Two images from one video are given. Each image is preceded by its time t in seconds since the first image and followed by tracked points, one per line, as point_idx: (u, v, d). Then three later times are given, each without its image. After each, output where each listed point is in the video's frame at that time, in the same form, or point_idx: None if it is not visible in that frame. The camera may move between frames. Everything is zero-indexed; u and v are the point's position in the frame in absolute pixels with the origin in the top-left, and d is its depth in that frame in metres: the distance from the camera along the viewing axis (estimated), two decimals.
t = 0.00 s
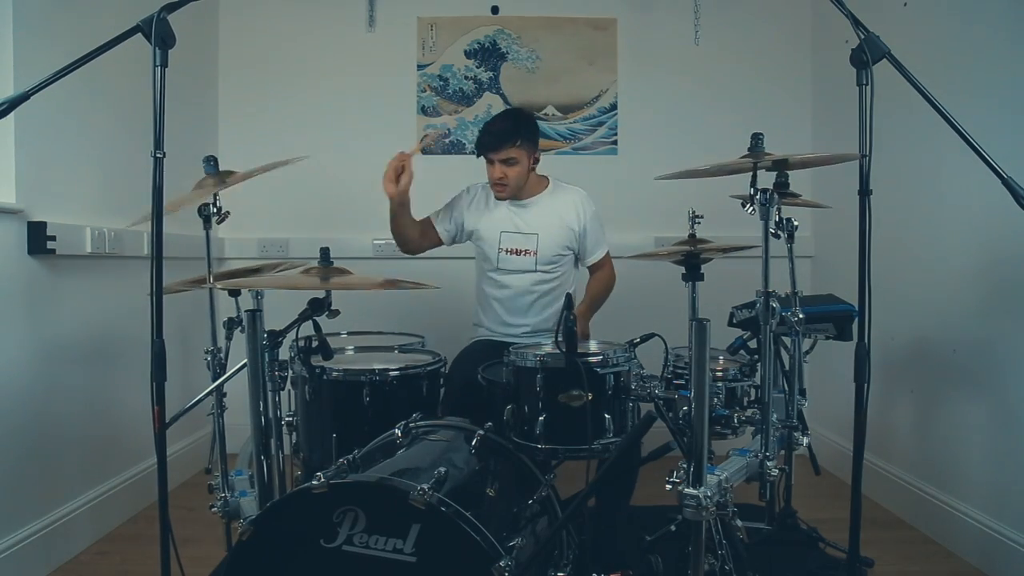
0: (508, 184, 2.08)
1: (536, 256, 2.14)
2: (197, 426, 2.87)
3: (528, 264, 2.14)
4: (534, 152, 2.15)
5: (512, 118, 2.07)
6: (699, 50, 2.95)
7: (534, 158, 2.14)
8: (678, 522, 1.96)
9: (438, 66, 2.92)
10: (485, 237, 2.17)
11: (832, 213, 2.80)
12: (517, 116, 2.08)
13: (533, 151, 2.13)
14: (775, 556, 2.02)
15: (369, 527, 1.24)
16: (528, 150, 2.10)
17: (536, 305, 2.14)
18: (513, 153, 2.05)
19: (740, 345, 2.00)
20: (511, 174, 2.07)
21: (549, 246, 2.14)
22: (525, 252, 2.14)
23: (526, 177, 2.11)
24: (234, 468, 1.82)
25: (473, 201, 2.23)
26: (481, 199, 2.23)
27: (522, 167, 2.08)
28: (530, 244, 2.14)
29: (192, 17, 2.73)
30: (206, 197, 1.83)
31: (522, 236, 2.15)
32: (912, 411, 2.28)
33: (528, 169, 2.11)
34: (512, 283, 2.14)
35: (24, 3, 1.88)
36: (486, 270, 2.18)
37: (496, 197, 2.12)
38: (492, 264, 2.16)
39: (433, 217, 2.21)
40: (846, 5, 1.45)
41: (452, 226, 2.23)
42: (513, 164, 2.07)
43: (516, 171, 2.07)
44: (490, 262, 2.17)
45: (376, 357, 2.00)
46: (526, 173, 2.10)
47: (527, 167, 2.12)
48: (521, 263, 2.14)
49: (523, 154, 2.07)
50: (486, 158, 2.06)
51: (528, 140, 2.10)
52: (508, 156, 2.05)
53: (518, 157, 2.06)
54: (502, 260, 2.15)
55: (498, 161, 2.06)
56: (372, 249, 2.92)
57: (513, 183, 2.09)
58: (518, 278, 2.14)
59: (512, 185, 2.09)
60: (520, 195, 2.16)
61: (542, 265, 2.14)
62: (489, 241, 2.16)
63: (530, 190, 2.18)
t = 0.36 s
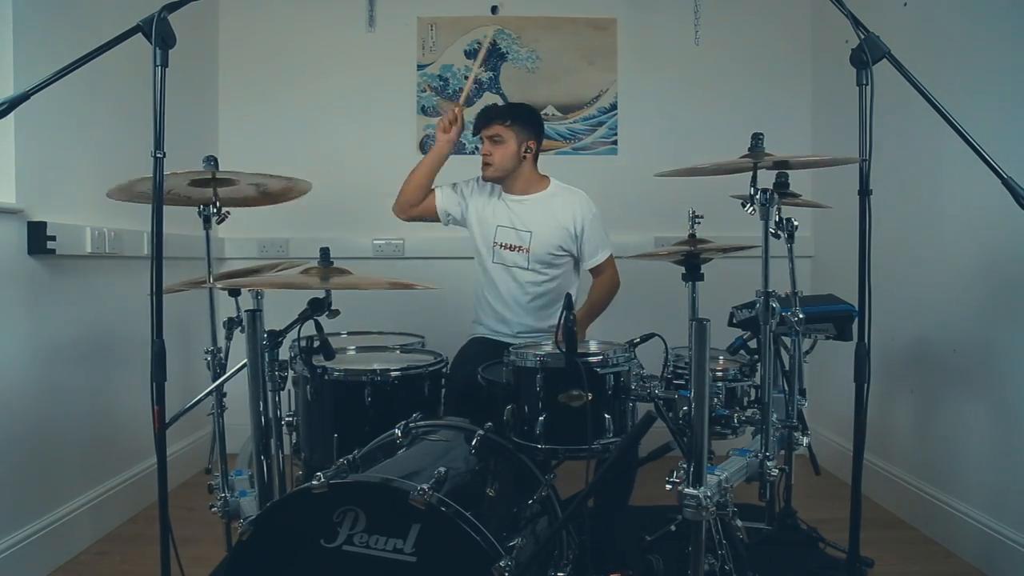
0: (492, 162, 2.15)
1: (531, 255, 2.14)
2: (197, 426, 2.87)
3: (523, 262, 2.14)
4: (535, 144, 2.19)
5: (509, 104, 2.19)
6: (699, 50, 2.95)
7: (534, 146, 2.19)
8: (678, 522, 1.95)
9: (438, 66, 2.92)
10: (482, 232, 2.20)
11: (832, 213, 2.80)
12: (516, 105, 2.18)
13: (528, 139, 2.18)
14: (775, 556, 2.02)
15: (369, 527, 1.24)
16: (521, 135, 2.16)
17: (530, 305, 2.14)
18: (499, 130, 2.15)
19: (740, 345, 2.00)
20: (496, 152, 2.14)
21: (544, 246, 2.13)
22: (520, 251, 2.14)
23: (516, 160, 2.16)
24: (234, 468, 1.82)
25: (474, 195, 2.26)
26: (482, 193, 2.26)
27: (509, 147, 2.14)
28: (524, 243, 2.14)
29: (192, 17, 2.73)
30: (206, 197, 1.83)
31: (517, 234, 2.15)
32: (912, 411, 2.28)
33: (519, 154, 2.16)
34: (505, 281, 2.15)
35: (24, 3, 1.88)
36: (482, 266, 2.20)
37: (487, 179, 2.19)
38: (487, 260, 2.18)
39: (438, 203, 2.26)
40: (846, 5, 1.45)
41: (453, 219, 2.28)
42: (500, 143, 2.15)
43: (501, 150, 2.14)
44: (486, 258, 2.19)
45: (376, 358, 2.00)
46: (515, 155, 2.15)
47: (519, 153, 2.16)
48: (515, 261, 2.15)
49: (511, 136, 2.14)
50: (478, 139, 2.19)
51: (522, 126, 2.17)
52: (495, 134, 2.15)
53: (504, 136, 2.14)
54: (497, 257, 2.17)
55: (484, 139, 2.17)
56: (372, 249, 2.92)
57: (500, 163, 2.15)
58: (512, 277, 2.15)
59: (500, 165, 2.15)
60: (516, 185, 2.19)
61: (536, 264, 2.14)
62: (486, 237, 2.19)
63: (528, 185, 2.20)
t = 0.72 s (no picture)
0: (486, 165, 2.15)
1: (532, 253, 2.14)
2: (197, 426, 2.88)
3: (523, 258, 2.15)
4: (530, 143, 2.18)
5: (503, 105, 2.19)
6: (699, 50, 2.95)
7: (529, 145, 2.18)
8: (679, 522, 1.95)
9: (438, 66, 2.92)
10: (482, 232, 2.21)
11: (832, 213, 2.80)
12: (508, 105, 2.17)
13: (522, 138, 2.17)
14: (775, 556, 2.02)
15: (369, 527, 1.24)
16: (513, 135, 2.15)
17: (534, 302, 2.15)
18: (490, 131, 2.15)
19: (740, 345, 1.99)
20: (488, 153, 2.15)
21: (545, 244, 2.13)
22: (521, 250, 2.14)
23: (509, 160, 2.16)
24: (234, 468, 1.82)
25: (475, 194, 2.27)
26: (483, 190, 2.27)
27: (501, 148, 2.14)
28: (524, 240, 2.14)
29: (192, 17, 2.73)
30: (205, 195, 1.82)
31: (516, 231, 2.15)
32: (912, 411, 2.28)
33: (513, 155, 2.16)
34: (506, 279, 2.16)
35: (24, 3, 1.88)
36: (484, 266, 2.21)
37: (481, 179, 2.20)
38: (489, 260, 2.19)
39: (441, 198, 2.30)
40: (846, 5, 1.45)
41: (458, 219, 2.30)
42: (491, 144, 2.15)
43: (494, 152, 2.14)
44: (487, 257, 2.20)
45: (376, 358, 2.00)
46: (508, 155, 2.15)
47: (512, 153, 2.16)
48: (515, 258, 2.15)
49: (503, 136, 2.14)
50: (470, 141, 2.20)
51: (515, 126, 2.16)
52: (486, 135, 2.15)
53: (495, 137, 2.14)
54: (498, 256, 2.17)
55: (477, 141, 2.17)
56: (372, 249, 2.92)
57: (493, 165, 2.15)
58: (512, 274, 2.16)
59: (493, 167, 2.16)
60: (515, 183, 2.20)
61: (536, 261, 2.14)
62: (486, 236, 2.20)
63: (527, 181, 2.20)
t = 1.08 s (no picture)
0: (524, 160, 2.12)
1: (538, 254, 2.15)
2: (197, 426, 2.88)
3: (528, 258, 2.15)
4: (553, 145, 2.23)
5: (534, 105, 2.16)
6: (699, 50, 2.95)
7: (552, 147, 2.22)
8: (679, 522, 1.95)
9: (438, 66, 2.92)
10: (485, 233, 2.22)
11: (832, 213, 2.80)
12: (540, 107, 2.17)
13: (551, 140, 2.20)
14: (776, 556, 2.02)
15: (369, 527, 1.24)
16: (547, 135, 2.17)
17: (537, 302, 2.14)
18: (533, 128, 2.12)
19: (740, 345, 1.99)
20: (528, 150, 2.12)
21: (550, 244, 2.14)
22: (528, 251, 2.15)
23: (541, 159, 2.16)
24: (234, 468, 1.82)
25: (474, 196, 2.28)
26: (483, 190, 2.27)
27: (538, 147, 2.14)
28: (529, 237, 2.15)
29: (192, 18, 2.73)
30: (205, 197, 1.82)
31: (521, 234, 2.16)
32: (912, 411, 2.28)
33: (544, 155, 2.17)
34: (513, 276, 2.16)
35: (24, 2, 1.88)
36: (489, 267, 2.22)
37: (508, 173, 2.14)
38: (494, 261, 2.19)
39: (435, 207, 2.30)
40: (846, 5, 1.45)
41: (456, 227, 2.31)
42: (534, 139, 2.13)
43: (534, 148, 2.13)
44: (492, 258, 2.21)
45: (376, 358, 2.00)
46: (543, 153, 2.16)
47: (545, 152, 2.17)
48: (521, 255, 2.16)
49: (542, 134, 2.14)
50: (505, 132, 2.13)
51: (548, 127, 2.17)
52: (529, 130, 2.12)
53: (536, 135, 2.12)
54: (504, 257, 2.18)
55: (518, 134, 2.12)
56: (372, 250, 2.92)
57: (530, 161, 2.13)
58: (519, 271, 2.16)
59: (528, 163, 2.13)
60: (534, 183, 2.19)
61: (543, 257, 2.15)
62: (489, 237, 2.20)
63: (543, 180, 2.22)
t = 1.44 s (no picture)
0: (524, 186, 2.08)
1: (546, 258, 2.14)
2: (197, 426, 2.87)
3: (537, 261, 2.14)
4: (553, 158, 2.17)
5: (534, 122, 2.07)
6: (699, 50, 2.95)
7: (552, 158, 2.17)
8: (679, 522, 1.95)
9: (438, 66, 2.92)
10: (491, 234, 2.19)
11: (832, 213, 2.80)
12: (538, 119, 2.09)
13: (550, 153, 2.14)
14: (776, 556, 2.02)
15: (369, 527, 1.24)
16: (546, 150, 2.11)
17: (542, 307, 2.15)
18: (532, 149, 2.05)
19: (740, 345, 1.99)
20: (529, 173, 2.07)
21: (558, 248, 2.14)
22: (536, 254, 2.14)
23: (541, 177, 2.12)
24: (234, 468, 1.82)
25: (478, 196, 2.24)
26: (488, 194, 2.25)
27: (539, 166, 2.08)
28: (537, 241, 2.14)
29: (192, 17, 2.73)
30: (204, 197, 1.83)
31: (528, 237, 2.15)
32: (912, 411, 2.28)
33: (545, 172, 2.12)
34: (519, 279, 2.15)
35: (24, 2, 1.88)
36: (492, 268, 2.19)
37: (510, 195, 2.12)
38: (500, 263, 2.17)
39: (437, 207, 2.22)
40: (846, 5, 1.45)
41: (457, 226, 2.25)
42: (533, 165, 2.07)
43: (534, 172, 2.07)
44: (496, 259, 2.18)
45: (376, 358, 2.00)
46: (544, 173, 2.11)
47: (545, 169, 2.12)
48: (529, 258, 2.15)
49: (541, 155, 2.08)
50: (505, 158, 2.06)
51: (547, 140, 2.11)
52: (528, 156, 2.05)
53: (536, 156, 2.06)
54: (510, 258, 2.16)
55: (517, 162, 2.05)
56: (372, 249, 2.92)
57: (529, 186, 2.09)
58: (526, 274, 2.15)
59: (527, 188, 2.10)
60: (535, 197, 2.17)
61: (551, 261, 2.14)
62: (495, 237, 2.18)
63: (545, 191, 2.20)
